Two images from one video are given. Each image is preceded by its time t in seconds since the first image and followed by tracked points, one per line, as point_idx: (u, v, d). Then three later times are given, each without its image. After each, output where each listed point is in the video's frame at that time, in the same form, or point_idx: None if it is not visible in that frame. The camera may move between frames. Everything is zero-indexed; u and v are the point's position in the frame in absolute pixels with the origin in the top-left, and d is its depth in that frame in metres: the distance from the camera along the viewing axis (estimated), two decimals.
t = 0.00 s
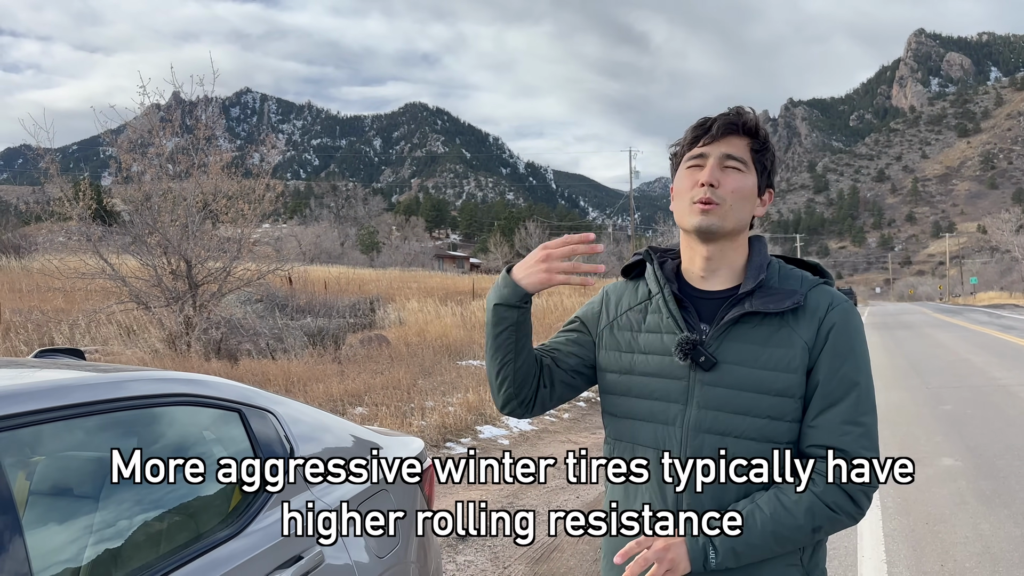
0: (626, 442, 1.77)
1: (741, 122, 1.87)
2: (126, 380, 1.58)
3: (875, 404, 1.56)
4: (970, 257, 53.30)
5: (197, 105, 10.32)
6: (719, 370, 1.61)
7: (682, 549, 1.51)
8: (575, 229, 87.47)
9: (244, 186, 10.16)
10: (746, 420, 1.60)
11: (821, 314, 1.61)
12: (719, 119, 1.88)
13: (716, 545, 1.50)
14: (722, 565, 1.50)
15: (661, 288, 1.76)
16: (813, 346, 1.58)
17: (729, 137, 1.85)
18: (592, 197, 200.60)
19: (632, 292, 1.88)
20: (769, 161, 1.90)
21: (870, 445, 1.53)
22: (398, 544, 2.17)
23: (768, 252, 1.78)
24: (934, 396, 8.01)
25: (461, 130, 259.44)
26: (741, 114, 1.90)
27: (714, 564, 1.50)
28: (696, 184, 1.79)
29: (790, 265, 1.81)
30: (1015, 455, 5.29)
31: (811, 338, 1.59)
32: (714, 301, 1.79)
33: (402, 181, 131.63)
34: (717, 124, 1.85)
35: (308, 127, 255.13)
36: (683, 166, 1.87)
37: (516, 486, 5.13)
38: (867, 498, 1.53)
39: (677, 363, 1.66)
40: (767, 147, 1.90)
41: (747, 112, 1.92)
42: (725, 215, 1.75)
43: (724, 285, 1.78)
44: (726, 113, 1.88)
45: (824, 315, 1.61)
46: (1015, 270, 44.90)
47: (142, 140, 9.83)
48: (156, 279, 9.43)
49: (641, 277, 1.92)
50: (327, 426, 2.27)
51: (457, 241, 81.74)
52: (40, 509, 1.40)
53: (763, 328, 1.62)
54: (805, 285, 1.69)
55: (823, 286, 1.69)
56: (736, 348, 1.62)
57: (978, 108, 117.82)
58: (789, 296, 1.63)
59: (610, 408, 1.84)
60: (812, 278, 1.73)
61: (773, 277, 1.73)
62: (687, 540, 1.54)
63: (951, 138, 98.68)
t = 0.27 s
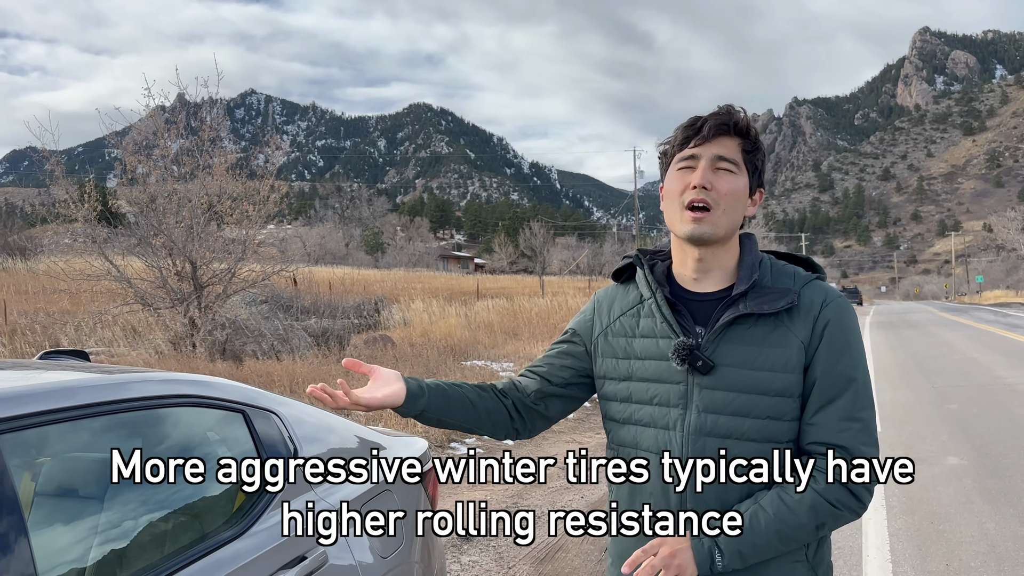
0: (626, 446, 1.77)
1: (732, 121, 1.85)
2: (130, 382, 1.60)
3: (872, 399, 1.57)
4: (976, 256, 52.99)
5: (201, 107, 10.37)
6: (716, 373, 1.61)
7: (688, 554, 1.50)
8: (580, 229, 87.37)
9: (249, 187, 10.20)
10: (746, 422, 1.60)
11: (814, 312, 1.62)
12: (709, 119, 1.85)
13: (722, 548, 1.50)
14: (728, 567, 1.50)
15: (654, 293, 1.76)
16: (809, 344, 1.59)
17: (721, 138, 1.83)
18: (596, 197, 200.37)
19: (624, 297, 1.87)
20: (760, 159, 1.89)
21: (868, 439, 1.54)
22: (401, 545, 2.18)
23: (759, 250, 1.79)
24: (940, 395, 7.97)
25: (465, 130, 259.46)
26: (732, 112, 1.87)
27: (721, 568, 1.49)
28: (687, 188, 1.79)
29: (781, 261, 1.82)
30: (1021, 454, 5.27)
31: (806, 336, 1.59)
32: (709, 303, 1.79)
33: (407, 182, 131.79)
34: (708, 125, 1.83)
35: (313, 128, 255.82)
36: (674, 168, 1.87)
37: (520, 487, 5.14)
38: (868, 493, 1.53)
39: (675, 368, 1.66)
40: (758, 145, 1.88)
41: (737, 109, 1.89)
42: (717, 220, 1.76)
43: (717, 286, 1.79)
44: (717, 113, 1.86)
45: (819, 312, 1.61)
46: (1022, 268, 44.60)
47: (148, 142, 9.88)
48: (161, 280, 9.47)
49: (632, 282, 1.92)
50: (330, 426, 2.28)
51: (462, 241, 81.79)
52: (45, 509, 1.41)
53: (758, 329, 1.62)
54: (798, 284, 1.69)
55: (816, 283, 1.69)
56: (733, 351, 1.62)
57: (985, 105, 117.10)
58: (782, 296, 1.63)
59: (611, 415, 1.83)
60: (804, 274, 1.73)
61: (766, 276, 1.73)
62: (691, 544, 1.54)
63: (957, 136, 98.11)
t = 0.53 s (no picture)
0: (628, 454, 1.78)
1: (700, 131, 1.79)
2: (135, 384, 1.61)
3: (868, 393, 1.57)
4: (982, 255, 52.72)
5: (206, 108, 10.40)
6: (712, 381, 1.61)
7: (698, 561, 1.50)
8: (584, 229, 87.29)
9: (253, 188, 10.23)
10: (747, 425, 1.60)
11: (803, 312, 1.62)
12: (677, 132, 1.79)
13: (730, 553, 1.50)
14: (738, 571, 1.50)
15: (642, 306, 1.75)
16: (802, 345, 1.59)
17: (693, 152, 1.78)
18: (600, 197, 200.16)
19: (615, 310, 1.86)
20: (731, 163, 1.86)
21: (866, 433, 1.54)
22: (406, 546, 2.20)
23: (745, 250, 1.79)
24: (945, 394, 7.94)
25: (468, 130, 259.48)
26: (697, 120, 1.81)
27: (730, 571, 1.49)
28: (667, 211, 1.77)
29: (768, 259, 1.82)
30: None
31: (799, 337, 1.60)
32: (701, 309, 1.79)
33: (411, 183, 131.92)
34: (678, 141, 1.77)
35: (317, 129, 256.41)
36: (648, 188, 1.83)
37: (524, 487, 5.15)
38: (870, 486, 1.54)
39: (671, 377, 1.66)
40: (728, 148, 1.85)
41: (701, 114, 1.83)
42: (702, 239, 1.74)
43: (706, 293, 1.79)
44: (683, 125, 1.80)
45: (809, 311, 1.61)
46: None
47: (152, 144, 9.92)
48: (166, 282, 9.52)
49: (621, 293, 1.91)
50: (333, 428, 2.30)
51: (466, 242, 81.83)
52: (51, 510, 1.43)
53: (751, 333, 1.62)
54: (786, 283, 1.69)
55: (803, 280, 1.69)
56: (727, 357, 1.62)
57: (991, 103, 116.48)
58: (772, 298, 1.62)
59: (614, 427, 1.83)
60: (792, 271, 1.73)
61: (754, 277, 1.72)
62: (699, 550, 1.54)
63: (962, 134, 97.62)
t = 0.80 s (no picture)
0: (632, 456, 1.78)
1: (689, 138, 1.79)
2: (138, 386, 1.62)
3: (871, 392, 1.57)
4: (986, 254, 52.49)
5: (209, 110, 10.41)
6: (715, 383, 1.61)
7: (702, 563, 1.50)
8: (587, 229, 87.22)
9: (256, 190, 10.25)
10: (750, 427, 1.59)
11: (804, 312, 1.61)
12: (666, 141, 1.78)
13: (735, 554, 1.50)
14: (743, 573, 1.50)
15: (643, 308, 1.76)
16: (804, 344, 1.59)
17: (685, 160, 1.77)
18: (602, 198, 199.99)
19: (616, 313, 1.86)
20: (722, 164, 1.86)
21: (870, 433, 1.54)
22: (409, 548, 2.20)
23: (744, 250, 1.79)
24: (950, 394, 7.91)
25: (471, 131, 259.52)
26: (684, 126, 1.80)
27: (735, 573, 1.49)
28: (666, 221, 1.76)
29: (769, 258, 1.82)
30: None
31: (800, 337, 1.59)
32: (702, 312, 1.79)
33: (414, 184, 131.99)
34: (669, 150, 1.77)
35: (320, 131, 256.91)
36: (644, 200, 1.82)
37: (528, 488, 5.15)
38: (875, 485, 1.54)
39: (673, 380, 1.66)
40: (718, 150, 1.84)
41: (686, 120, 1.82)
42: (704, 245, 1.74)
43: (706, 296, 1.79)
44: (672, 133, 1.78)
45: (810, 311, 1.61)
46: None
47: (155, 145, 9.93)
48: (170, 284, 9.55)
49: (621, 296, 1.91)
50: (336, 429, 2.30)
51: (469, 243, 81.86)
52: (55, 512, 1.43)
53: (753, 334, 1.62)
54: (787, 283, 1.68)
55: (803, 280, 1.69)
56: (729, 358, 1.62)
57: (995, 102, 116.01)
58: (774, 299, 1.62)
59: (618, 430, 1.83)
60: (793, 271, 1.72)
61: (755, 278, 1.72)
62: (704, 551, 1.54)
63: (966, 133, 97.25)
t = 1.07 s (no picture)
0: (642, 456, 1.79)
1: (699, 140, 1.80)
2: (142, 388, 1.63)
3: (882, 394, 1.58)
4: (989, 254, 52.33)
5: (211, 112, 10.44)
6: (726, 384, 1.62)
7: (713, 565, 1.51)
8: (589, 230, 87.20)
9: (259, 192, 10.27)
10: (760, 428, 1.60)
11: (815, 314, 1.62)
12: (676, 144, 1.80)
13: (747, 556, 1.50)
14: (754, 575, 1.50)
15: (653, 309, 1.76)
16: (815, 346, 1.60)
17: (696, 163, 1.78)
18: (604, 199, 199.92)
19: (625, 314, 1.87)
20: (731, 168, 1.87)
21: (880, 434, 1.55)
22: (414, 549, 2.21)
23: (755, 253, 1.80)
24: (954, 394, 7.89)
25: (473, 132, 259.65)
26: (694, 129, 1.82)
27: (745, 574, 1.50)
28: (677, 223, 1.76)
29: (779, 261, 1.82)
30: None
31: (813, 338, 1.60)
32: (712, 313, 1.80)
33: (416, 185, 132.13)
34: (679, 153, 1.78)
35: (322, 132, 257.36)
36: (654, 203, 1.82)
37: (531, 489, 5.15)
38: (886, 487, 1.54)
39: (684, 381, 1.67)
40: (727, 154, 1.86)
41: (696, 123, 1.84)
42: (715, 247, 1.74)
43: (717, 297, 1.80)
44: (681, 136, 1.80)
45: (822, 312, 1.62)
46: None
47: (158, 147, 9.96)
48: (172, 285, 9.58)
49: (631, 296, 1.92)
50: (342, 430, 2.32)
51: (471, 244, 81.91)
52: (61, 514, 1.45)
53: (764, 336, 1.63)
54: (799, 285, 1.69)
55: (814, 282, 1.70)
56: (740, 359, 1.63)
57: (998, 101, 115.68)
58: (785, 300, 1.63)
59: (627, 431, 1.84)
60: (803, 273, 1.73)
61: (766, 280, 1.73)
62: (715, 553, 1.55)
63: (969, 133, 97.03)
